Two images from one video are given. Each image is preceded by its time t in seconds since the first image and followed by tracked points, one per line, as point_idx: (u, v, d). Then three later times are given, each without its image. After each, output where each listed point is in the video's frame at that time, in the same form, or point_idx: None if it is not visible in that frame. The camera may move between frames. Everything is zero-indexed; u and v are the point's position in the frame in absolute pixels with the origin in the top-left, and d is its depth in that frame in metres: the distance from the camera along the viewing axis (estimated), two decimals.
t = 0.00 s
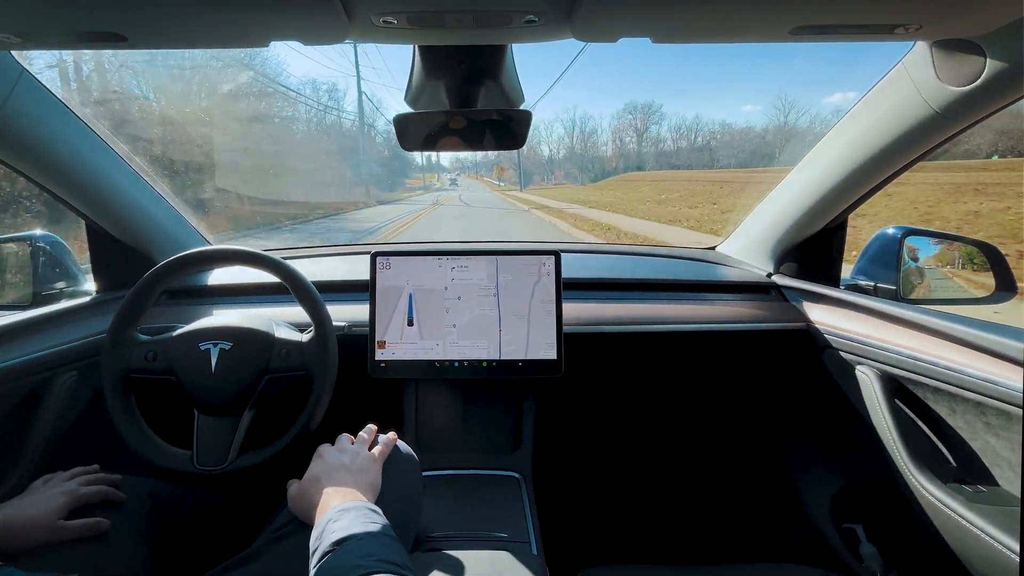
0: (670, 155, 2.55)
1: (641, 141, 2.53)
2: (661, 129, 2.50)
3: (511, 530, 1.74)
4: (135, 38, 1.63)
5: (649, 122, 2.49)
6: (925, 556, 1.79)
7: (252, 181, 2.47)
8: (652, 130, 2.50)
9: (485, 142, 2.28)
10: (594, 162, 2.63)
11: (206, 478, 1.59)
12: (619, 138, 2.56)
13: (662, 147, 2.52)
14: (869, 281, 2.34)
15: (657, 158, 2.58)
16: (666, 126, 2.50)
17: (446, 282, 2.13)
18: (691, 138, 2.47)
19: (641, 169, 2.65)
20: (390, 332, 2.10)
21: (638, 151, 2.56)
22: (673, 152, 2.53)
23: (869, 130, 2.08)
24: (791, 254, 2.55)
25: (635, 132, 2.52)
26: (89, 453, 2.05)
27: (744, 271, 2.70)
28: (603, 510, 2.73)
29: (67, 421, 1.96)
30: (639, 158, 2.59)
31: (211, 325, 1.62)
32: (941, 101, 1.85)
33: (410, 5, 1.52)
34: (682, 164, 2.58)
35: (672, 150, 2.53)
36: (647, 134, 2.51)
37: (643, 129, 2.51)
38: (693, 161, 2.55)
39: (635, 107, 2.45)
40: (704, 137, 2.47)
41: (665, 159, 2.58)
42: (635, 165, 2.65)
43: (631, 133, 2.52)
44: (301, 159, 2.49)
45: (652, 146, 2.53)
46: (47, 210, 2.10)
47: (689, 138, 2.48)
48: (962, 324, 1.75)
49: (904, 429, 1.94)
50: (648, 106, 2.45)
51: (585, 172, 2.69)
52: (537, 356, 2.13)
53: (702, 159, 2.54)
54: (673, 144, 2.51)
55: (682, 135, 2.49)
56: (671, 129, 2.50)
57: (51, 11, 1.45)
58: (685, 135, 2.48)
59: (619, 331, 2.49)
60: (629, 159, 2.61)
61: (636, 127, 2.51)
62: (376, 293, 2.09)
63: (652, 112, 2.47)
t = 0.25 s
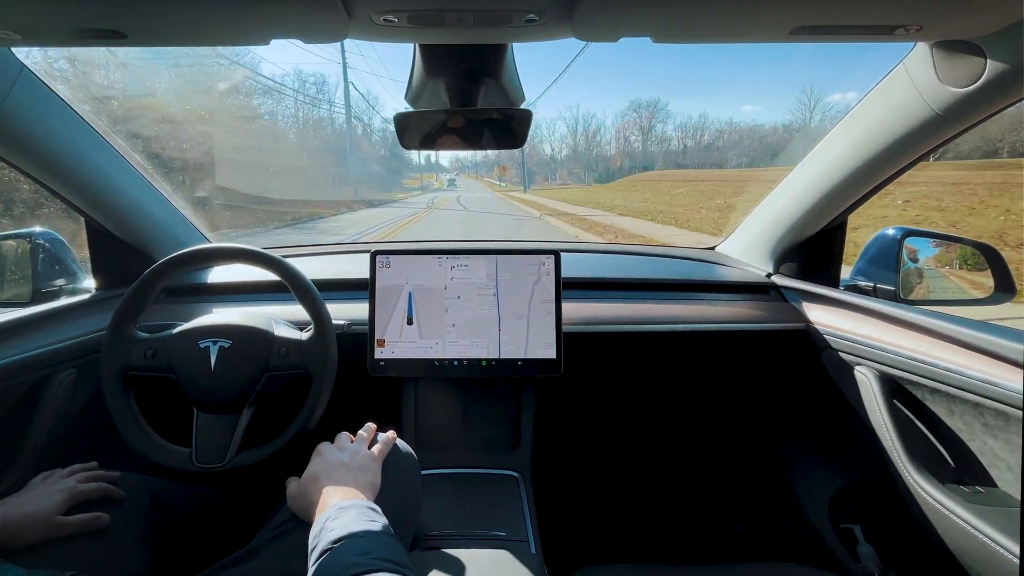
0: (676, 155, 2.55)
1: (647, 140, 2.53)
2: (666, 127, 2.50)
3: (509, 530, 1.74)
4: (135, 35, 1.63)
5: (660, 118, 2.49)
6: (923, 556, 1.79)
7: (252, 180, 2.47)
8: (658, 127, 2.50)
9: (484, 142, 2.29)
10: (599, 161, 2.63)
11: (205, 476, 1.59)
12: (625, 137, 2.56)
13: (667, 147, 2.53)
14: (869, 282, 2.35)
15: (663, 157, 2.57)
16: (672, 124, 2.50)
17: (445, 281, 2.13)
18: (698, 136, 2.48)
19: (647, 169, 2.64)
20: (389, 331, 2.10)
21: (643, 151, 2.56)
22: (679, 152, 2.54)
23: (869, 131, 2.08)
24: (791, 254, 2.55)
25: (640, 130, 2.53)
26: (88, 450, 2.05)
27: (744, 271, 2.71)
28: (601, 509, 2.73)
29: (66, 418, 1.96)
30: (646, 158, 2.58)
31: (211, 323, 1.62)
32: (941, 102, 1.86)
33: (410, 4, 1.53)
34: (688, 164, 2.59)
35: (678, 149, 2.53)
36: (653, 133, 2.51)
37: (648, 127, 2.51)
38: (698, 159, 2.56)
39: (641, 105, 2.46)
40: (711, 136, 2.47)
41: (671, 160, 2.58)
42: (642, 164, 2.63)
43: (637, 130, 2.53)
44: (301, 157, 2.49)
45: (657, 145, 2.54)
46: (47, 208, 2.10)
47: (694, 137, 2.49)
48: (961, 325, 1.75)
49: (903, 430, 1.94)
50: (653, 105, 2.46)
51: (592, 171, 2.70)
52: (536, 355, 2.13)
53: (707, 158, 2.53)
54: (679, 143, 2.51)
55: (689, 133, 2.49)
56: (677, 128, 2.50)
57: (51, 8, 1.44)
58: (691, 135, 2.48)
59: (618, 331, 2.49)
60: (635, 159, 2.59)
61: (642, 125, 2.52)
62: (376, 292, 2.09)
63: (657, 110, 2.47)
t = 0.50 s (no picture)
0: (684, 154, 2.53)
1: (652, 139, 2.52)
2: (673, 126, 2.49)
3: (510, 531, 1.74)
4: (135, 37, 1.63)
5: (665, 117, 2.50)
6: (924, 558, 1.78)
7: (252, 181, 2.47)
8: (667, 126, 2.50)
9: (485, 143, 2.29)
10: (604, 161, 2.61)
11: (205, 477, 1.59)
12: (630, 135, 2.56)
13: (672, 146, 2.52)
14: (869, 283, 2.35)
15: (669, 156, 2.55)
16: (678, 123, 2.50)
17: (446, 282, 2.13)
18: (704, 135, 2.47)
19: (654, 170, 2.62)
20: (390, 332, 2.10)
21: (650, 148, 2.54)
22: (683, 151, 2.52)
23: (869, 132, 2.08)
24: (791, 255, 2.55)
25: (645, 128, 2.52)
26: (88, 451, 2.05)
27: (744, 272, 2.70)
28: (602, 510, 2.73)
29: (67, 419, 1.96)
30: (653, 157, 2.56)
31: (212, 324, 1.62)
32: (941, 103, 1.85)
33: (410, 4, 1.52)
34: (695, 163, 2.57)
35: (684, 149, 2.51)
36: (659, 131, 2.51)
37: (654, 126, 2.51)
38: (700, 159, 2.55)
39: (647, 102, 2.46)
40: (717, 135, 2.46)
41: (676, 160, 2.56)
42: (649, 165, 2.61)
43: (642, 128, 2.52)
44: (302, 158, 2.49)
45: (662, 145, 2.52)
46: (47, 209, 2.10)
47: (700, 137, 2.47)
48: (962, 326, 1.75)
49: (904, 431, 1.93)
50: (660, 104, 2.46)
51: (596, 172, 2.68)
52: (537, 356, 2.13)
53: (710, 157, 2.51)
54: (685, 142, 2.49)
55: (695, 132, 2.48)
56: (683, 126, 2.50)
57: (51, 9, 1.45)
58: (698, 134, 2.47)
59: (619, 332, 2.49)
60: (642, 159, 2.58)
61: (647, 123, 2.51)
62: (376, 293, 2.09)
63: (663, 108, 2.48)
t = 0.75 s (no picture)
0: (689, 153, 2.55)
1: (658, 138, 2.54)
2: (679, 124, 2.51)
3: (510, 530, 1.74)
4: (135, 35, 1.63)
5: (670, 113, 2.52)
6: (924, 556, 1.78)
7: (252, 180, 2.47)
8: (675, 124, 2.51)
9: (485, 142, 2.29)
10: (610, 161, 2.67)
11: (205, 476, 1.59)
12: (636, 133, 2.58)
13: (678, 145, 2.52)
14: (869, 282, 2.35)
15: (672, 156, 2.58)
16: (685, 121, 2.51)
17: (446, 281, 2.13)
18: (707, 134, 2.48)
19: (659, 171, 2.65)
20: (389, 331, 2.10)
21: (658, 147, 2.56)
22: (688, 151, 2.54)
23: (869, 131, 2.08)
24: (791, 254, 2.55)
25: (651, 127, 2.54)
26: (88, 450, 2.05)
27: (744, 270, 2.70)
28: (601, 508, 2.73)
29: (67, 417, 1.96)
30: (659, 158, 2.60)
31: (213, 322, 1.62)
32: (941, 102, 1.85)
33: (410, 4, 1.53)
34: (698, 164, 2.58)
35: (687, 150, 2.54)
36: (665, 129, 2.52)
37: (660, 124, 2.53)
38: (702, 159, 2.56)
39: (653, 99, 2.51)
40: (721, 135, 2.47)
41: (680, 159, 2.59)
42: (654, 167, 2.65)
43: (649, 125, 2.55)
44: (302, 157, 2.49)
45: (668, 147, 2.54)
46: (48, 208, 2.10)
47: (704, 137, 2.49)
48: (961, 325, 1.75)
49: (904, 430, 1.93)
50: (666, 103, 2.51)
51: (604, 171, 2.73)
52: (536, 355, 2.13)
53: (712, 157, 2.52)
54: (689, 142, 2.51)
55: (698, 132, 2.50)
56: (690, 124, 2.51)
57: (51, 8, 1.44)
58: (703, 134, 2.49)
59: (619, 331, 2.48)
60: (648, 159, 2.61)
61: (653, 121, 2.54)
62: (376, 293, 2.09)
63: (668, 106, 2.51)
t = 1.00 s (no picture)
0: (694, 152, 2.53)
1: (666, 135, 2.52)
2: (687, 121, 2.49)
3: (511, 529, 1.74)
4: (135, 36, 1.63)
5: (680, 111, 2.48)
6: (926, 555, 1.78)
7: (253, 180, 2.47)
8: (684, 121, 2.49)
9: (485, 142, 2.30)
10: (616, 160, 2.66)
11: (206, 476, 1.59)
12: (644, 132, 2.56)
13: (685, 143, 2.52)
14: (870, 281, 2.35)
15: (679, 155, 2.57)
16: (693, 119, 2.49)
17: (446, 281, 2.13)
18: (715, 132, 2.46)
19: (666, 171, 2.66)
20: (390, 332, 2.10)
21: (667, 147, 2.56)
22: (697, 149, 2.51)
23: (870, 130, 2.08)
24: (791, 253, 2.55)
25: (659, 125, 2.52)
26: (89, 450, 2.05)
27: (745, 270, 2.70)
28: (602, 508, 2.73)
29: (69, 418, 1.97)
30: (667, 158, 2.60)
31: (214, 323, 1.62)
32: (942, 100, 1.85)
33: (410, 4, 1.53)
34: (705, 164, 2.56)
35: (693, 149, 2.53)
36: (674, 126, 2.50)
37: (668, 122, 2.50)
38: (710, 158, 2.52)
39: (660, 96, 2.47)
40: (727, 134, 2.45)
41: (684, 159, 2.58)
42: (660, 165, 2.65)
43: (658, 123, 2.52)
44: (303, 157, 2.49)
45: (677, 146, 2.54)
46: (49, 209, 2.10)
47: (712, 134, 2.47)
48: (962, 324, 1.75)
49: (905, 429, 1.93)
50: (675, 101, 2.47)
51: (611, 171, 2.72)
52: (538, 355, 2.13)
53: (719, 156, 2.50)
54: (699, 140, 2.48)
55: (704, 129, 2.48)
56: (699, 122, 2.49)
57: (51, 9, 1.45)
58: (709, 131, 2.47)
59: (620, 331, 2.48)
60: (655, 158, 2.62)
61: (660, 119, 2.51)
62: (376, 293, 2.10)
63: (677, 103, 2.47)
